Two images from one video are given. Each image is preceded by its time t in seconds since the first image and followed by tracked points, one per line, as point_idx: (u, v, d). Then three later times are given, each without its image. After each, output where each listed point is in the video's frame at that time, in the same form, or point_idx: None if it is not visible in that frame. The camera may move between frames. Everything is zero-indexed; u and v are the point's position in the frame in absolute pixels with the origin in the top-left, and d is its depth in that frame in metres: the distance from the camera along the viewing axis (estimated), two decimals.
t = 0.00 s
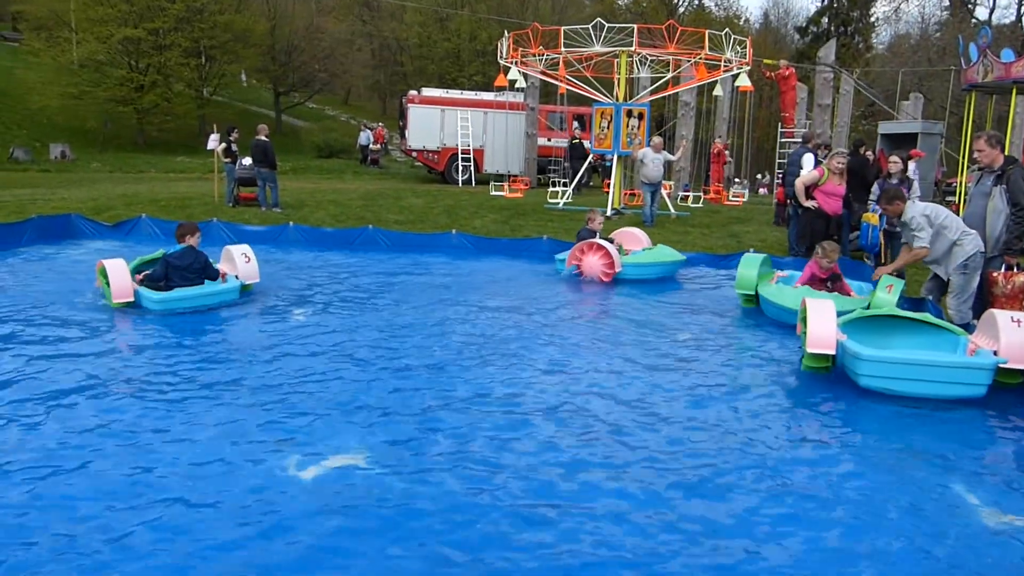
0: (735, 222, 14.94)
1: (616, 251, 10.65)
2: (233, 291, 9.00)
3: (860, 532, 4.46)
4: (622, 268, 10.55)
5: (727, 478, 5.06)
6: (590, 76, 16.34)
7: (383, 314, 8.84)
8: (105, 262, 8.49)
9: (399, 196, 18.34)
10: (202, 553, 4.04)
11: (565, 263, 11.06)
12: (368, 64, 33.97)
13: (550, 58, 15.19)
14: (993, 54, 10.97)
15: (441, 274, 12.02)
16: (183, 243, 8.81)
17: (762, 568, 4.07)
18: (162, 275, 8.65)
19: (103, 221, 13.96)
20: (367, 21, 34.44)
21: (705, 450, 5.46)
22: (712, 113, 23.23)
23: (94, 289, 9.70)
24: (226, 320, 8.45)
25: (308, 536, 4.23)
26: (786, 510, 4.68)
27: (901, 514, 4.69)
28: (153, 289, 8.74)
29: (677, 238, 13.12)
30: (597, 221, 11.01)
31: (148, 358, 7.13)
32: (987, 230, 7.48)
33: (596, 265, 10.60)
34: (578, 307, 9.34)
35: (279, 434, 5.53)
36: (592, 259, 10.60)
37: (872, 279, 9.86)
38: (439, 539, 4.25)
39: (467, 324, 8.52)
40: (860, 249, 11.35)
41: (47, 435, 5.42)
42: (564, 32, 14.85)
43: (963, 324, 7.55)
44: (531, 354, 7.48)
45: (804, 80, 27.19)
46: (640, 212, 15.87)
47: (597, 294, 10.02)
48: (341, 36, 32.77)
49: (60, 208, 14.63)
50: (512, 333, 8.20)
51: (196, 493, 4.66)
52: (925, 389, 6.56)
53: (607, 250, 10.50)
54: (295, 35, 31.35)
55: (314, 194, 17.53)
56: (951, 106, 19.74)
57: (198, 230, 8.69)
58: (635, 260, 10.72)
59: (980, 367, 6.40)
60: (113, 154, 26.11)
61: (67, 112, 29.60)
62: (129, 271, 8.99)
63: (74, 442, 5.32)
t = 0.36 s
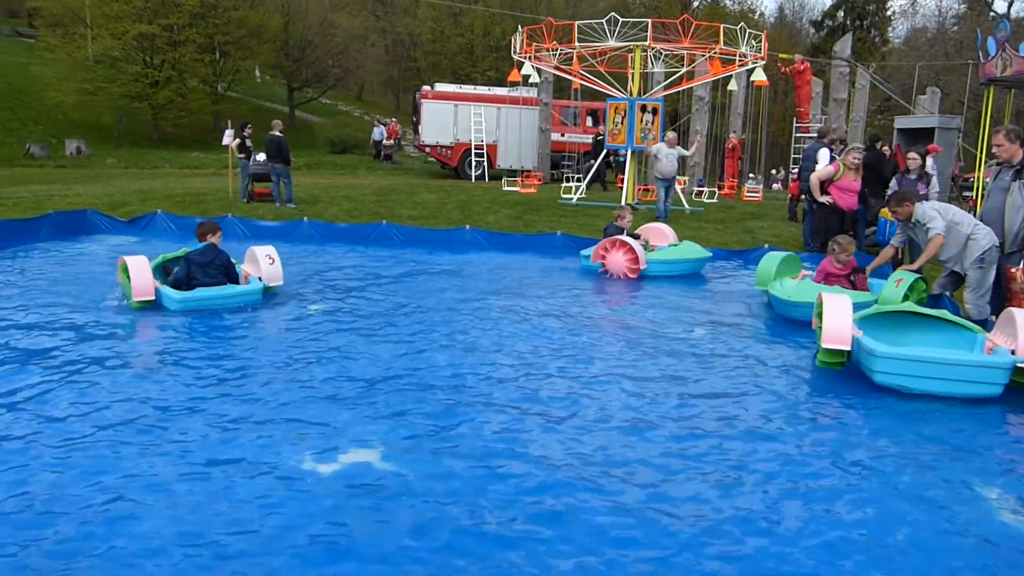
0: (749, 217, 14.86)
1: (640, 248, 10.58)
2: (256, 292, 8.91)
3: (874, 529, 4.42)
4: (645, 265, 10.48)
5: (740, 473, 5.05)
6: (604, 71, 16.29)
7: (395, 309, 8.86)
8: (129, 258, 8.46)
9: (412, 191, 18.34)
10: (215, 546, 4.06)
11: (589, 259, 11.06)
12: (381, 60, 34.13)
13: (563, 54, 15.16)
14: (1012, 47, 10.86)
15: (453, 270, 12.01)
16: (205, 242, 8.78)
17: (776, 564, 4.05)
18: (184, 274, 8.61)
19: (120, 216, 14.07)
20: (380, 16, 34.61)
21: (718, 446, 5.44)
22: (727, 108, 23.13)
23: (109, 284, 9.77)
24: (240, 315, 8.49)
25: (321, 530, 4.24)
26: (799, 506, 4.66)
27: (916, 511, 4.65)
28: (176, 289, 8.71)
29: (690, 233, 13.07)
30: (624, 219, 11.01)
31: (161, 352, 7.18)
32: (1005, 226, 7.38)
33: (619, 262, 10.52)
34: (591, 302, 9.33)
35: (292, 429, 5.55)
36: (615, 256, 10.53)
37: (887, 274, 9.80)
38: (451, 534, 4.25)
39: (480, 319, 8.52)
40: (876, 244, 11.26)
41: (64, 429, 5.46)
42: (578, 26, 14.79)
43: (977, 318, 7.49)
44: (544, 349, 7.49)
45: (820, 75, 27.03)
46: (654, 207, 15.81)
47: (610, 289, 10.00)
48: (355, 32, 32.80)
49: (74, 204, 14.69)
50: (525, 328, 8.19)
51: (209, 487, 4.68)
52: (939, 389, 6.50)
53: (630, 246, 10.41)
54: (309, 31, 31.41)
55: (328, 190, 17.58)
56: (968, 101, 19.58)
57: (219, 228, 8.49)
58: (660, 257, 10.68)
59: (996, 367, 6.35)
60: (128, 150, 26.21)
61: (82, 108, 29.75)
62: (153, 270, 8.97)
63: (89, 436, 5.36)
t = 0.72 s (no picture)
0: (760, 214, 14.83)
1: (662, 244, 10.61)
2: (275, 288, 8.64)
3: (888, 528, 4.42)
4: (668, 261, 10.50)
5: (753, 470, 5.05)
6: (615, 68, 16.26)
7: (407, 305, 8.88)
8: (147, 257, 8.32)
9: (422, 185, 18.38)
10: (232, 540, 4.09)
11: (612, 256, 11.05)
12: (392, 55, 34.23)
13: (575, 50, 15.13)
14: None
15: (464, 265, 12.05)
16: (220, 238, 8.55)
17: (789, 563, 4.05)
18: (201, 272, 8.41)
19: (132, 210, 14.12)
20: (392, 12, 34.64)
21: (731, 443, 5.44)
22: (739, 105, 23.07)
23: (121, 278, 9.82)
24: (252, 309, 8.53)
25: (338, 524, 4.27)
26: (812, 504, 4.66)
27: (930, 510, 4.65)
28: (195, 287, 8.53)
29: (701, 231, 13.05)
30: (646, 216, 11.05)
31: (176, 345, 7.27)
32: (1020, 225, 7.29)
33: (642, 259, 10.57)
34: (601, 298, 9.35)
35: (305, 423, 5.59)
36: (637, 253, 10.59)
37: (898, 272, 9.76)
38: (465, 529, 4.27)
39: (491, 314, 8.56)
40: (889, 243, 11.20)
41: (80, 423, 5.51)
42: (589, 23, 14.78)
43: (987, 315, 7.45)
44: (556, 345, 7.53)
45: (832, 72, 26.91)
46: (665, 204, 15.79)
47: (620, 286, 9.99)
48: (366, 27, 32.87)
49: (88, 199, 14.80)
50: (536, 324, 8.23)
51: (223, 480, 4.73)
52: (952, 388, 6.49)
53: (653, 244, 10.49)
54: (320, 26, 31.47)
55: (339, 185, 17.60)
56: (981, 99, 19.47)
57: (233, 224, 8.52)
58: (683, 252, 10.64)
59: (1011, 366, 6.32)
60: (140, 145, 26.32)
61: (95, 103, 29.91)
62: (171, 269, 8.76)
63: (105, 430, 5.40)
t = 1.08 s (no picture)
0: (771, 212, 14.76)
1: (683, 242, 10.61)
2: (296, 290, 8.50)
3: (905, 531, 4.38)
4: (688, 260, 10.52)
5: (762, 470, 5.03)
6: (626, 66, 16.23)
7: (416, 302, 8.90)
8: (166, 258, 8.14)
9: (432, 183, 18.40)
10: (244, 538, 4.09)
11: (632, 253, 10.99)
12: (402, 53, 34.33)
13: (586, 48, 15.11)
14: None
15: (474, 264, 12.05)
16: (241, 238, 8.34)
17: (805, 565, 4.01)
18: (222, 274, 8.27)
19: (144, 208, 14.19)
20: (402, 9, 34.70)
21: (741, 444, 5.41)
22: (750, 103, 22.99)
23: (133, 275, 9.85)
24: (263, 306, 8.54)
25: (349, 525, 4.27)
26: (828, 506, 4.62)
27: (946, 514, 4.59)
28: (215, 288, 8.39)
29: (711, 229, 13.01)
30: (665, 214, 11.06)
31: (187, 342, 7.30)
32: None
33: (663, 257, 10.56)
34: (611, 296, 9.34)
35: (313, 422, 5.58)
36: (658, 252, 10.57)
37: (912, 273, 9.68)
38: (478, 529, 4.26)
39: (500, 312, 8.57)
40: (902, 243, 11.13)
41: (90, 422, 5.52)
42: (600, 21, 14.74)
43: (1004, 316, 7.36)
44: (566, 343, 7.53)
45: (844, 69, 26.81)
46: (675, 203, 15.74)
47: (630, 284, 9.96)
48: (377, 25, 32.94)
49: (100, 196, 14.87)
50: (545, 322, 8.23)
51: (232, 476, 4.76)
52: (967, 388, 6.45)
53: (674, 241, 10.49)
54: (331, 24, 31.54)
55: (349, 183, 17.63)
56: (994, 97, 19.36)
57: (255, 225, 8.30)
58: (703, 251, 10.68)
59: None
60: (153, 142, 26.44)
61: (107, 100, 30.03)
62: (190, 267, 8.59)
63: (116, 428, 5.42)
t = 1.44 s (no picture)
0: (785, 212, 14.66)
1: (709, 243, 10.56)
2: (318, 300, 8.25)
3: (919, 533, 4.33)
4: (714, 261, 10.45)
5: (773, 470, 5.00)
6: (639, 66, 16.17)
7: (428, 302, 8.89)
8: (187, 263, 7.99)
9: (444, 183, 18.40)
10: (254, 536, 4.10)
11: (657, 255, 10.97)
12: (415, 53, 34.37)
13: (599, 48, 15.07)
14: None
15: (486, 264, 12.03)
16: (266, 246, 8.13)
17: (817, 567, 3.98)
18: (244, 281, 8.03)
19: (159, 207, 14.28)
20: (415, 9, 34.73)
21: (753, 444, 5.37)
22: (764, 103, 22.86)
23: (147, 275, 9.90)
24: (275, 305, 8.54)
25: (358, 523, 4.26)
26: (844, 507, 4.57)
27: (961, 516, 4.54)
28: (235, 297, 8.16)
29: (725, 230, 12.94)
30: (689, 215, 11.03)
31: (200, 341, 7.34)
32: None
33: (689, 257, 10.51)
34: (623, 296, 9.30)
35: (324, 420, 5.59)
36: (684, 252, 10.53)
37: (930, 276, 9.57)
38: (491, 529, 4.24)
39: (512, 312, 8.55)
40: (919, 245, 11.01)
41: (103, 420, 5.54)
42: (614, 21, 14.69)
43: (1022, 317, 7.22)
44: (578, 342, 7.50)
45: (860, 69, 26.60)
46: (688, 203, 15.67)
47: (643, 284, 9.92)
48: (390, 26, 33.02)
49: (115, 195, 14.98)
50: (557, 322, 8.20)
51: (243, 474, 4.77)
52: (984, 393, 6.36)
53: (700, 242, 10.44)
54: (345, 24, 31.60)
55: (362, 183, 17.66)
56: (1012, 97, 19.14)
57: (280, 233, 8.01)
58: (728, 251, 10.60)
59: None
60: (167, 143, 26.58)
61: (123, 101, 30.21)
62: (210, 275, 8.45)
63: (129, 426, 5.44)
